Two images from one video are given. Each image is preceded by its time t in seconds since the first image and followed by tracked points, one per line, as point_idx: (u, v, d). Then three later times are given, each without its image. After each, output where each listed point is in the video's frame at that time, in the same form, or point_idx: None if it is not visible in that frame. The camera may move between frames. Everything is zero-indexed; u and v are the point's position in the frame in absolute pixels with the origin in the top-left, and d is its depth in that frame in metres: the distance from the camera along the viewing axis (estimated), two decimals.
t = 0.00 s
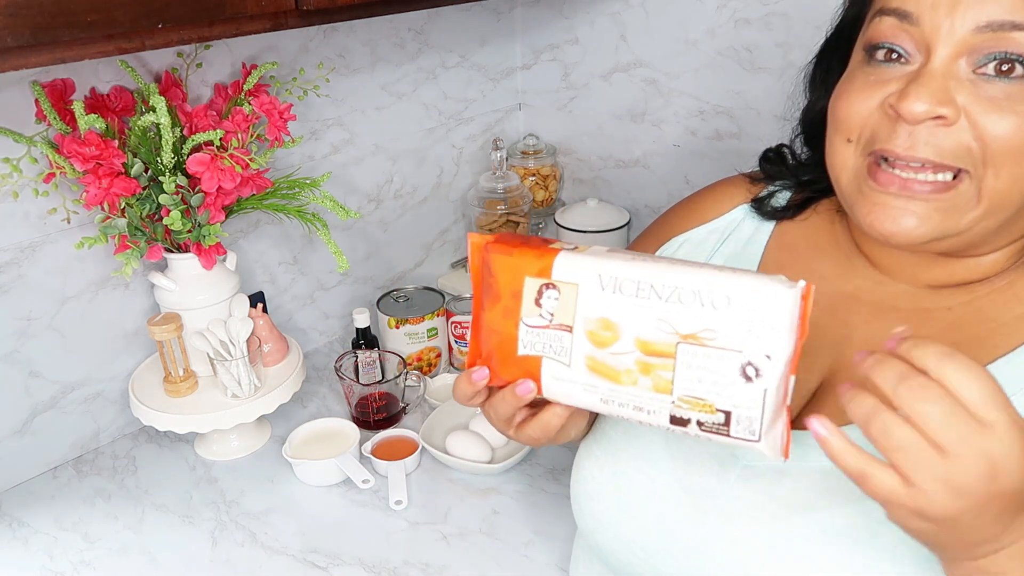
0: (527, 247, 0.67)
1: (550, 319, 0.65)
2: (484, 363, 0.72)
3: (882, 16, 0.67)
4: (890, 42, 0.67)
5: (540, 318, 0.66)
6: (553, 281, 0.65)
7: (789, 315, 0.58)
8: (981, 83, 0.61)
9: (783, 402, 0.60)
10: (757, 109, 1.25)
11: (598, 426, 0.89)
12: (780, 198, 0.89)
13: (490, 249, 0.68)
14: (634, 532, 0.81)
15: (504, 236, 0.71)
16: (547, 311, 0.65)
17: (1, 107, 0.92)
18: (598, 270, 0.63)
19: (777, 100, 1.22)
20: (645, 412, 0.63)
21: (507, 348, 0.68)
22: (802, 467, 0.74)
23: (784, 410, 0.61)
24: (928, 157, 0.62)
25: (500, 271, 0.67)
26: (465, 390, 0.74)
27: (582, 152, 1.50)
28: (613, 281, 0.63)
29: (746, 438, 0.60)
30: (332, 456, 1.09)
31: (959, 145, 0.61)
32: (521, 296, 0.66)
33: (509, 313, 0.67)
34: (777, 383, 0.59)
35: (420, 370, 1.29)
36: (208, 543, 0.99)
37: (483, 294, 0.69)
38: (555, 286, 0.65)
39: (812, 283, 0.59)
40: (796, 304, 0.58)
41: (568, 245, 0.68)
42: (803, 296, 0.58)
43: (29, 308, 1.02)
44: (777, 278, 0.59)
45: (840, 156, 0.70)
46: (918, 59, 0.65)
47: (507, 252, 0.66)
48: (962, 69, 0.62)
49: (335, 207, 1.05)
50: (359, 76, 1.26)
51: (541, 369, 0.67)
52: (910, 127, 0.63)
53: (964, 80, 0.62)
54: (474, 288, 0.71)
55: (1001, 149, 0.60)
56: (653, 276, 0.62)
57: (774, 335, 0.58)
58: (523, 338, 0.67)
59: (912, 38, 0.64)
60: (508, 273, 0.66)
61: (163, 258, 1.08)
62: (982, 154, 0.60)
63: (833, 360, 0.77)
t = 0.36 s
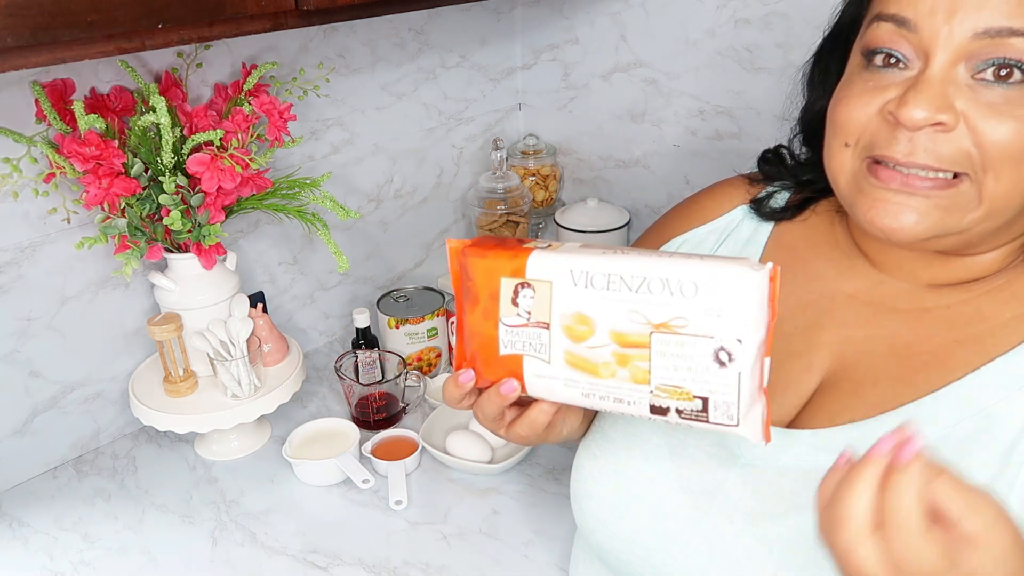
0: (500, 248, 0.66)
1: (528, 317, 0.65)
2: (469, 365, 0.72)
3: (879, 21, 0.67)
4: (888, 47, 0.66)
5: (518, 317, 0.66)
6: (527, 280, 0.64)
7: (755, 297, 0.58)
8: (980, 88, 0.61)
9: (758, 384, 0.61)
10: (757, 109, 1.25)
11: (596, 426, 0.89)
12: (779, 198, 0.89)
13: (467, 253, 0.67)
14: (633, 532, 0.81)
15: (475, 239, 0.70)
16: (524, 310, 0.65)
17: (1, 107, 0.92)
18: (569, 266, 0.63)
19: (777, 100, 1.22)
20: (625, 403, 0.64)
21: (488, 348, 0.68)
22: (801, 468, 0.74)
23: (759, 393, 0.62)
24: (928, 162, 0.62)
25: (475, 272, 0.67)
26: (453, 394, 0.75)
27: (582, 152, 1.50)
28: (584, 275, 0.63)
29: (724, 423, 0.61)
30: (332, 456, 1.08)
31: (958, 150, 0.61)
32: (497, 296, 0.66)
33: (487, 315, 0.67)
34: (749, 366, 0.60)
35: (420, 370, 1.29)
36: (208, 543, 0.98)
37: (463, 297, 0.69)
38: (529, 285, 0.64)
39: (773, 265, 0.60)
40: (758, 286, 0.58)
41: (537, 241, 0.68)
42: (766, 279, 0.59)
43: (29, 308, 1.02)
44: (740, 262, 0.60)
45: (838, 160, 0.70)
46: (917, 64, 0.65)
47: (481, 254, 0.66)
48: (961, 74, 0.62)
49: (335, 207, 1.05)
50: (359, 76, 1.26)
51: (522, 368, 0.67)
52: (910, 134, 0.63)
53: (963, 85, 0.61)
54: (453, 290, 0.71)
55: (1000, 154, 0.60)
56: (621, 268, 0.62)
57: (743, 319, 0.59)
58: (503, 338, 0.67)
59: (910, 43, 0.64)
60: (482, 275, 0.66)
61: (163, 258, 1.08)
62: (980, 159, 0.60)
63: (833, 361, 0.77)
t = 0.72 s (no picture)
0: (490, 253, 0.66)
1: (514, 325, 0.65)
2: (461, 369, 0.72)
3: (870, 30, 0.66)
4: (877, 57, 0.66)
5: (505, 324, 0.66)
6: (513, 288, 0.64)
7: (737, 314, 0.57)
8: (966, 99, 0.60)
9: (741, 401, 0.60)
10: (757, 109, 1.25)
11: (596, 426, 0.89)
12: (781, 198, 0.89)
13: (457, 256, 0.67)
14: (633, 533, 0.81)
15: (467, 242, 0.70)
16: (510, 317, 0.65)
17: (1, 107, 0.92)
18: (554, 275, 0.63)
19: (777, 101, 1.22)
20: (608, 414, 0.64)
21: (476, 352, 0.69)
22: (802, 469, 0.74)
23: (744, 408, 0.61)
24: (909, 175, 0.62)
25: (464, 278, 0.66)
26: (445, 398, 0.74)
27: (582, 152, 1.50)
28: (568, 285, 0.62)
29: (704, 440, 0.61)
30: (332, 456, 1.09)
31: (939, 163, 0.61)
32: (484, 302, 0.66)
33: (475, 320, 0.67)
34: (730, 383, 0.59)
35: (420, 370, 1.29)
36: (208, 543, 0.99)
37: (454, 300, 0.69)
38: (515, 293, 0.64)
39: (758, 278, 0.58)
40: (741, 302, 0.57)
41: (528, 247, 0.67)
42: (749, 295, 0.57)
43: (29, 308, 1.02)
44: (725, 275, 0.59)
45: (835, 168, 0.70)
46: (905, 73, 0.64)
47: (470, 259, 0.66)
48: (947, 86, 0.61)
49: (335, 207, 1.05)
50: (359, 76, 1.26)
51: (510, 375, 0.68)
52: (893, 144, 0.62)
53: (949, 96, 0.61)
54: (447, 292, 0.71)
55: (981, 166, 0.60)
56: (604, 279, 0.61)
57: (724, 334, 0.58)
58: (490, 344, 0.67)
59: (898, 54, 0.63)
60: (470, 282, 0.66)
61: (163, 258, 1.08)
62: (961, 171, 0.60)
63: (832, 362, 0.76)
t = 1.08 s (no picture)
0: (467, 270, 0.64)
1: (493, 345, 0.64)
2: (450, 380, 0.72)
3: (865, 33, 0.65)
4: (871, 60, 0.65)
5: (484, 343, 0.64)
6: (489, 309, 0.62)
7: (707, 354, 0.53)
8: (957, 102, 0.60)
9: (716, 439, 0.56)
10: (757, 108, 1.25)
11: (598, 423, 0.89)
12: (786, 196, 0.88)
13: (437, 271, 0.65)
14: (631, 532, 0.81)
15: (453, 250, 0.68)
16: (488, 338, 0.64)
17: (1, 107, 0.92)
18: (526, 300, 0.60)
19: (777, 100, 1.22)
20: (586, 439, 0.62)
21: (462, 366, 0.68)
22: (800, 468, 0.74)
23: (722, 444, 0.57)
24: (902, 175, 0.62)
25: (444, 293, 0.65)
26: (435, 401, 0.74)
27: (582, 153, 1.50)
28: (540, 311, 0.60)
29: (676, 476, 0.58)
30: (332, 455, 1.08)
31: (932, 164, 0.61)
32: (464, 321, 0.65)
33: (458, 336, 0.66)
34: (702, 424, 0.55)
35: (420, 370, 1.29)
36: (208, 542, 0.98)
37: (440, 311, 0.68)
38: (492, 314, 0.62)
39: (733, 313, 0.53)
40: (711, 342, 0.53)
41: (509, 260, 0.64)
42: (720, 335, 0.53)
43: (29, 308, 1.02)
44: (698, 308, 0.54)
45: (830, 165, 0.70)
46: (897, 76, 0.63)
47: (448, 276, 0.64)
48: (938, 88, 0.60)
49: (335, 207, 1.05)
50: (360, 76, 1.26)
51: (494, 391, 0.67)
52: (886, 146, 0.62)
53: (941, 99, 0.60)
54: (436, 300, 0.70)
55: (972, 167, 0.59)
56: (574, 307, 0.58)
57: (694, 374, 0.54)
58: (473, 361, 0.66)
59: (890, 56, 0.63)
60: (449, 298, 0.65)
61: (164, 258, 1.08)
62: (954, 172, 0.60)
63: (834, 360, 0.76)
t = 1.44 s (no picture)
0: (496, 252, 0.65)
1: (507, 329, 0.65)
2: (462, 356, 0.74)
3: (861, 29, 0.65)
4: (867, 56, 0.65)
5: (499, 326, 0.66)
6: (510, 292, 0.64)
7: (712, 375, 0.52)
8: (948, 99, 0.60)
9: (710, 464, 0.56)
10: (757, 109, 1.25)
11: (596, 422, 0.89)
12: (786, 195, 0.88)
13: (467, 248, 0.67)
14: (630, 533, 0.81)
15: (490, 228, 0.70)
16: (504, 321, 0.65)
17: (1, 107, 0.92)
18: (546, 290, 0.61)
19: (777, 101, 1.22)
20: (581, 437, 0.63)
21: (475, 346, 0.70)
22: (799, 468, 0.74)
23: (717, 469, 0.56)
24: (894, 172, 0.62)
25: (470, 269, 0.67)
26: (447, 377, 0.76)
27: (582, 153, 1.50)
28: (557, 303, 0.60)
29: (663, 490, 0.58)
30: (332, 455, 1.08)
31: (923, 162, 0.61)
32: (485, 300, 0.66)
33: (476, 314, 0.68)
34: (696, 443, 0.54)
35: (420, 370, 1.29)
36: (208, 542, 0.99)
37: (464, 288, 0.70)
38: (511, 298, 0.64)
39: (747, 340, 0.53)
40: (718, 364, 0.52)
41: (541, 250, 0.65)
42: (728, 359, 0.52)
43: (30, 308, 1.02)
44: (714, 327, 0.53)
45: (826, 160, 0.70)
46: (891, 72, 0.63)
47: (478, 253, 0.66)
48: (930, 86, 0.60)
49: (335, 207, 1.05)
50: (360, 76, 1.26)
51: (501, 375, 0.68)
52: (877, 142, 0.62)
53: (933, 96, 0.60)
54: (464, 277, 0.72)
55: (963, 165, 0.59)
56: (592, 305, 0.58)
57: (694, 392, 0.53)
58: (486, 342, 0.68)
59: (884, 52, 0.63)
60: (475, 275, 0.67)
61: (164, 258, 1.08)
62: (945, 170, 0.60)
63: (833, 360, 0.76)
